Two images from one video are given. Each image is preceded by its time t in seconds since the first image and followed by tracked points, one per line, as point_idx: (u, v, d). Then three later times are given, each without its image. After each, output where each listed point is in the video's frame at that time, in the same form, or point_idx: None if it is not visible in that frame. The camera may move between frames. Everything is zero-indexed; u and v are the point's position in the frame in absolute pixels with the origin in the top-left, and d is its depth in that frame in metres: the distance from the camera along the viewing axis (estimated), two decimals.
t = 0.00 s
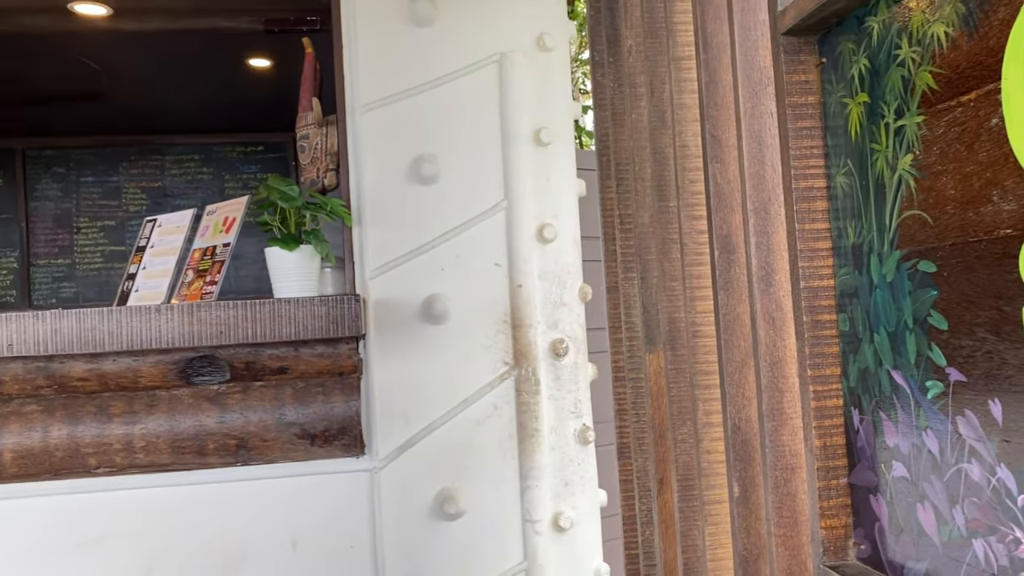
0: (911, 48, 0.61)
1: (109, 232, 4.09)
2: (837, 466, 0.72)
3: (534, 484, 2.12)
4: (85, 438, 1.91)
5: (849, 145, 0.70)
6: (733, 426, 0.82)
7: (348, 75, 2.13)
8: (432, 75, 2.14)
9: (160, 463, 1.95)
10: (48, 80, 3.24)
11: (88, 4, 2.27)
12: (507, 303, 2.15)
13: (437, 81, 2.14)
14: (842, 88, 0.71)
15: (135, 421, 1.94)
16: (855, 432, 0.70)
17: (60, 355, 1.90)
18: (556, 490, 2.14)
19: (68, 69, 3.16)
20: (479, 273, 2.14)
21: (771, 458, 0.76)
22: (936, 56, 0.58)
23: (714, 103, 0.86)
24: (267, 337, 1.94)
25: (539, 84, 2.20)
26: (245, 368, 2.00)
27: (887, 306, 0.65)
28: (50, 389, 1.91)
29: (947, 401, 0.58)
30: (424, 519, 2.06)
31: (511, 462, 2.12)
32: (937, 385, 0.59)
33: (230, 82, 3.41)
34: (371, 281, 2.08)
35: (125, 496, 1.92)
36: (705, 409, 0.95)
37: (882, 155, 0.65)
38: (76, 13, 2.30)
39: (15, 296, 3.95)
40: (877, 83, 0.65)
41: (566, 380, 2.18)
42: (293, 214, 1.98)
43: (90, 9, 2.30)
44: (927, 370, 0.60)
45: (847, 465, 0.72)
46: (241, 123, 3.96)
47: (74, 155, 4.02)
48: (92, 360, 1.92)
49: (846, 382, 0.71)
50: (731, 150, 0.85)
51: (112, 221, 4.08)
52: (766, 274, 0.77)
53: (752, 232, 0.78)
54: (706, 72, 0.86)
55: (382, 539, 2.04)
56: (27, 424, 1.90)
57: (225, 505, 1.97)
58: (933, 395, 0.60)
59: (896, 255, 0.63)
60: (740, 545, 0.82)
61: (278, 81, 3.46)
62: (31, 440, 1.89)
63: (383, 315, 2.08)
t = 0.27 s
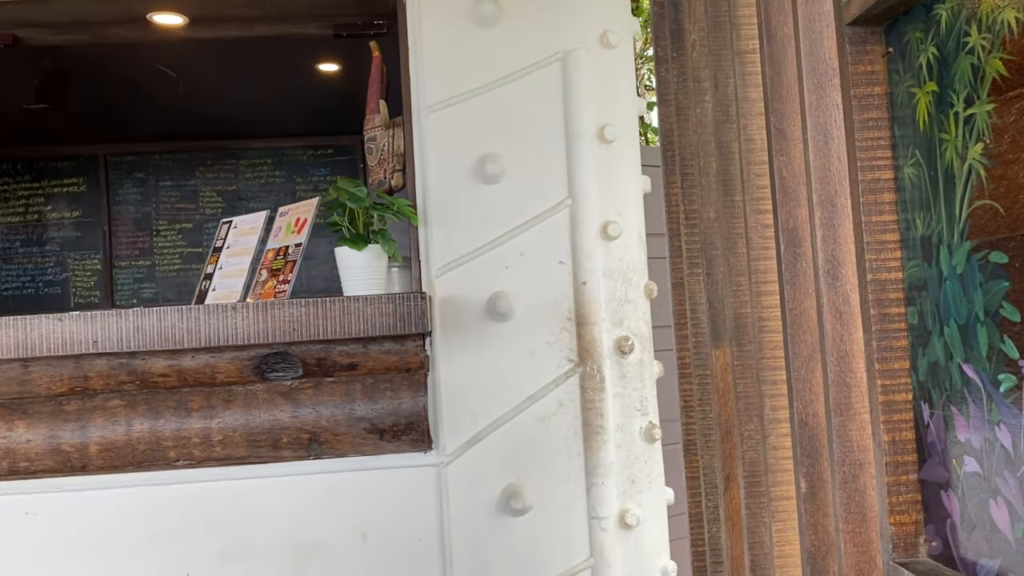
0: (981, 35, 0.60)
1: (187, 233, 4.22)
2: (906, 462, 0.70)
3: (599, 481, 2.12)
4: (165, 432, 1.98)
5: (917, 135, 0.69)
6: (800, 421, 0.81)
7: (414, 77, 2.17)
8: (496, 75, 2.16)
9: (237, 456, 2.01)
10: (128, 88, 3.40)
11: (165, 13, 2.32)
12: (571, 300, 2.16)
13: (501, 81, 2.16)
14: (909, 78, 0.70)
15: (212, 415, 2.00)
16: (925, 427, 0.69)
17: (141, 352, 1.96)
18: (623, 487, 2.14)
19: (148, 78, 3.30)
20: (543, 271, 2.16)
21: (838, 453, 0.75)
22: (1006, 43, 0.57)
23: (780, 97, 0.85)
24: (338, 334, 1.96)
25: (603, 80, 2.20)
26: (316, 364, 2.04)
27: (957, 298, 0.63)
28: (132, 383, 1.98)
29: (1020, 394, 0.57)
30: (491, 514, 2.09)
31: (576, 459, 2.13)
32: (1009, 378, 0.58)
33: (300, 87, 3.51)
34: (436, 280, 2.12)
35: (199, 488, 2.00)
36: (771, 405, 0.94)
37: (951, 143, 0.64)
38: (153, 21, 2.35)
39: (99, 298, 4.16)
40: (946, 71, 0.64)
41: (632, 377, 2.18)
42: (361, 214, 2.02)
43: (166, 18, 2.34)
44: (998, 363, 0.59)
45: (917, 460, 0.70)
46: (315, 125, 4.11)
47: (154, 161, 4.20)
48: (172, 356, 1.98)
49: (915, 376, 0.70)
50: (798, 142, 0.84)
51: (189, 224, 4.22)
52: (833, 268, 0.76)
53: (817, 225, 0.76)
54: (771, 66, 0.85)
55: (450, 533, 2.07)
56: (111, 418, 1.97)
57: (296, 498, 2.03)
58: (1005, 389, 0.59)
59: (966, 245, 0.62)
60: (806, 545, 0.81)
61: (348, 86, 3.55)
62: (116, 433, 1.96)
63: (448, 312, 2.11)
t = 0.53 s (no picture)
0: None
1: (251, 237, 4.37)
2: (969, 464, 0.70)
3: (657, 483, 2.12)
4: (231, 429, 2.05)
5: (979, 131, 0.69)
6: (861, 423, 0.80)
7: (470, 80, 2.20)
8: (553, 77, 2.18)
9: (299, 453, 2.06)
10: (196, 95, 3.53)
11: (229, 22, 2.36)
12: (627, 301, 2.16)
13: (556, 83, 2.17)
14: (971, 73, 0.70)
15: (275, 413, 2.05)
16: (988, 428, 0.68)
17: (208, 350, 2.04)
18: (681, 489, 2.13)
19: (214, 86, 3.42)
20: (600, 272, 2.16)
21: (897, 456, 0.73)
22: None
23: (837, 96, 0.83)
24: (396, 334, 2.00)
25: (659, 80, 2.19)
26: (375, 364, 2.09)
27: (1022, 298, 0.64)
28: (201, 381, 2.06)
29: None
30: (547, 514, 2.10)
31: (633, 460, 2.13)
32: None
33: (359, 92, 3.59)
34: (492, 281, 2.14)
35: (262, 484, 2.06)
36: (830, 406, 0.93)
37: (1014, 140, 0.64)
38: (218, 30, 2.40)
39: (167, 299, 4.29)
40: (1008, 65, 0.65)
41: (690, 379, 2.17)
42: (419, 217, 2.06)
43: (230, 26, 2.38)
44: None
45: (980, 463, 0.69)
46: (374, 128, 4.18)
47: (219, 166, 4.36)
48: (237, 356, 2.06)
49: (977, 377, 0.69)
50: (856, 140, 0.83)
51: (254, 227, 4.36)
52: (892, 268, 0.74)
53: (877, 224, 0.74)
54: (829, 64, 0.84)
55: (506, 532, 2.09)
56: (179, 416, 2.04)
57: (356, 495, 2.07)
58: None
59: None
60: (867, 548, 0.81)
61: (406, 89, 3.61)
62: (184, 430, 2.04)
63: (504, 314, 2.13)
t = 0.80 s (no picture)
0: None
1: (306, 240, 4.46)
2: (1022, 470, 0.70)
3: (706, 487, 2.11)
4: (286, 428, 2.09)
5: None
6: (912, 428, 0.81)
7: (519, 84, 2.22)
8: (602, 81, 2.19)
9: (351, 453, 2.11)
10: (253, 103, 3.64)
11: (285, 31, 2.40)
12: (677, 305, 2.15)
13: (605, 87, 2.18)
14: None
15: (329, 413, 2.09)
16: None
17: (264, 351, 2.11)
18: (730, 495, 2.12)
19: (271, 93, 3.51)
20: (649, 275, 2.16)
21: (949, 460, 0.76)
22: None
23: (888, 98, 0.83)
24: (446, 336, 2.03)
25: (710, 83, 2.18)
26: (425, 366, 2.13)
27: None
28: (257, 381, 2.13)
29: None
30: (596, 517, 2.10)
31: (683, 465, 2.11)
32: None
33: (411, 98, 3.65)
34: (541, 284, 2.16)
35: (316, 483, 2.11)
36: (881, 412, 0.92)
37: None
38: (275, 39, 2.44)
39: (224, 302, 4.44)
40: None
41: (740, 384, 2.15)
42: (468, 222, 2.10)
43: (286, 35, 2.41)
44: None
45: None
46: (425, 134, 4.25)
47: (274, 172, 4.49)
48: (292, 357, 2.12)
49: None
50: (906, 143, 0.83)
51: (308, 231, 4.46)
52: (943, 273, 0.76)
53: (929, 230, 0.77)
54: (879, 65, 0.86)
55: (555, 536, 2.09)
56: (236, 415, 2.10)
57: (408, 495, 2.10)
58: None
59: None
60: (919, 554, 0.82)
61: (456, 95, 3.66)
62: (241, 429, 2.10)
63: (552, 317, 2.15)
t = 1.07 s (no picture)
0: None
1: (351, 246, 4.57)
2: None
3: (749, 495, 2.09)
4: (331, 430, 2.14)
5: None
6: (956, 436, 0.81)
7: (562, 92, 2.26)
8: (644, 88, 2.20)
9: (394, 455, 2.15)
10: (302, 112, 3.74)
11: (333, 41, 2.44)
12: (720, 312, 2.15)
13: (648, 94, 2.20)
14: None
15: (372, 415, 2.14)
16: None
17: (310, 354, 2.15)
18: (773, 502, 2.10)
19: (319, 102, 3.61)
20: (691, 282, 2.16)
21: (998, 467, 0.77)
22: None
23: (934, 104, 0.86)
24: (488, 341, 2.06)
25: (754, 89, 2.17)
26: (467, 370, 2.15)
27: None
28: (304, 383, 2.18)
29: None
30: (637, 522, 2.11)
31: (724, 472, 2.11)
32: None
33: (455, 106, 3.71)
34: (582, 290, 2.18)
35: (361, 484, 2.15)
36: (924, 419, 0.94)
37: None
38: (324, 49, 2.48)
39: (271, 306, 4.54)
40: None
41: (783, 391, 2.13)
42: (510, 228, 2.12)
43: (334, 45, 2.45)
44: None
45: None
46: (469, 141, 4.31)
47: (321, 178, 4.59)
48: (338, 359, 2.17)
49: None
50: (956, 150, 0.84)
51: (353, 237, 4.55)
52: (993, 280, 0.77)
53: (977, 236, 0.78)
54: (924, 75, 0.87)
55: (596, 542, 2.10)
56: (283, 416, 2.16)
57: (450, 497, 2.12)
58: None
59: None
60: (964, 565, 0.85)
61: (500, 104, 3.71)
62: (288, 430, 2.15)
63: (593, 322, 2.17)
